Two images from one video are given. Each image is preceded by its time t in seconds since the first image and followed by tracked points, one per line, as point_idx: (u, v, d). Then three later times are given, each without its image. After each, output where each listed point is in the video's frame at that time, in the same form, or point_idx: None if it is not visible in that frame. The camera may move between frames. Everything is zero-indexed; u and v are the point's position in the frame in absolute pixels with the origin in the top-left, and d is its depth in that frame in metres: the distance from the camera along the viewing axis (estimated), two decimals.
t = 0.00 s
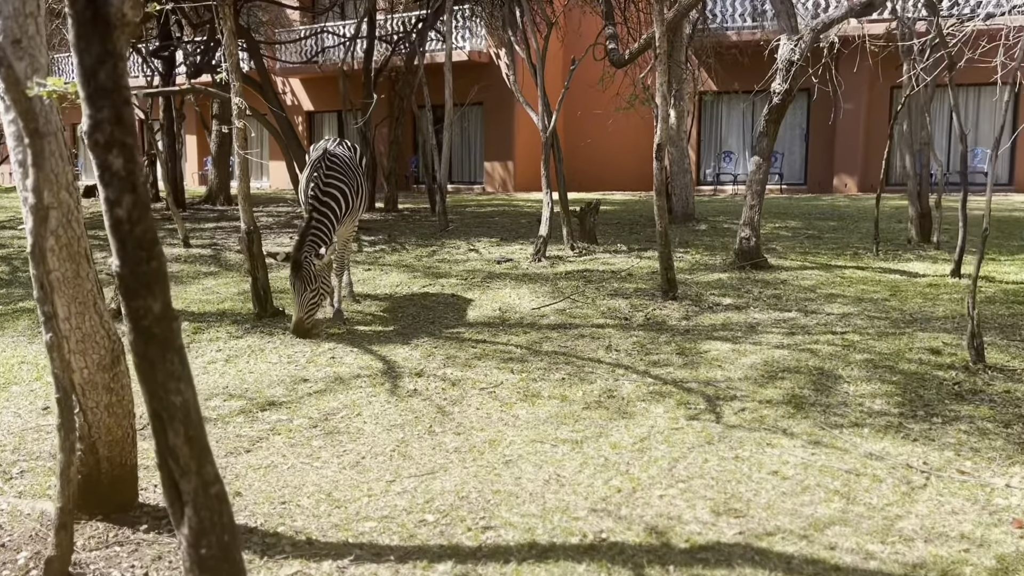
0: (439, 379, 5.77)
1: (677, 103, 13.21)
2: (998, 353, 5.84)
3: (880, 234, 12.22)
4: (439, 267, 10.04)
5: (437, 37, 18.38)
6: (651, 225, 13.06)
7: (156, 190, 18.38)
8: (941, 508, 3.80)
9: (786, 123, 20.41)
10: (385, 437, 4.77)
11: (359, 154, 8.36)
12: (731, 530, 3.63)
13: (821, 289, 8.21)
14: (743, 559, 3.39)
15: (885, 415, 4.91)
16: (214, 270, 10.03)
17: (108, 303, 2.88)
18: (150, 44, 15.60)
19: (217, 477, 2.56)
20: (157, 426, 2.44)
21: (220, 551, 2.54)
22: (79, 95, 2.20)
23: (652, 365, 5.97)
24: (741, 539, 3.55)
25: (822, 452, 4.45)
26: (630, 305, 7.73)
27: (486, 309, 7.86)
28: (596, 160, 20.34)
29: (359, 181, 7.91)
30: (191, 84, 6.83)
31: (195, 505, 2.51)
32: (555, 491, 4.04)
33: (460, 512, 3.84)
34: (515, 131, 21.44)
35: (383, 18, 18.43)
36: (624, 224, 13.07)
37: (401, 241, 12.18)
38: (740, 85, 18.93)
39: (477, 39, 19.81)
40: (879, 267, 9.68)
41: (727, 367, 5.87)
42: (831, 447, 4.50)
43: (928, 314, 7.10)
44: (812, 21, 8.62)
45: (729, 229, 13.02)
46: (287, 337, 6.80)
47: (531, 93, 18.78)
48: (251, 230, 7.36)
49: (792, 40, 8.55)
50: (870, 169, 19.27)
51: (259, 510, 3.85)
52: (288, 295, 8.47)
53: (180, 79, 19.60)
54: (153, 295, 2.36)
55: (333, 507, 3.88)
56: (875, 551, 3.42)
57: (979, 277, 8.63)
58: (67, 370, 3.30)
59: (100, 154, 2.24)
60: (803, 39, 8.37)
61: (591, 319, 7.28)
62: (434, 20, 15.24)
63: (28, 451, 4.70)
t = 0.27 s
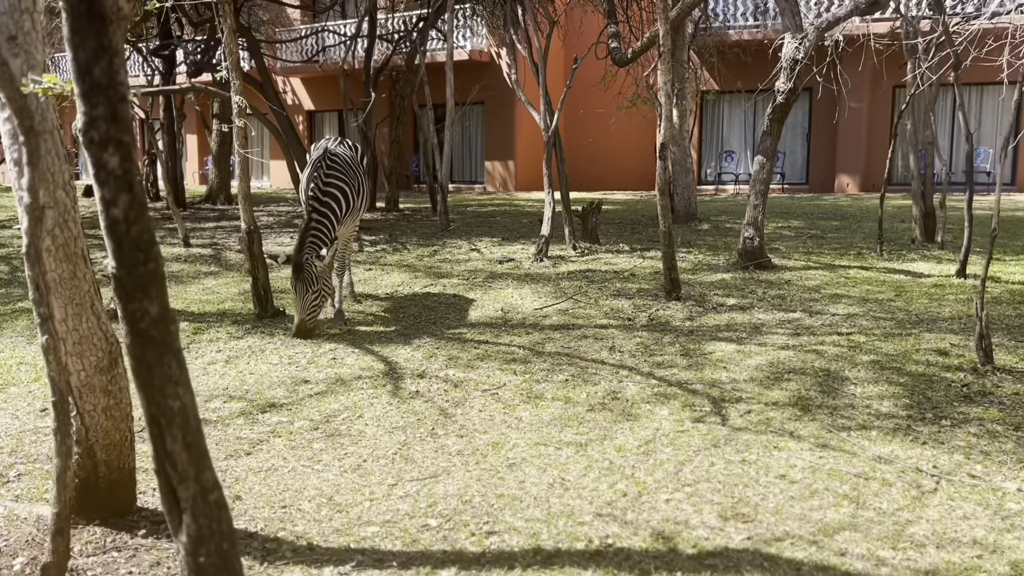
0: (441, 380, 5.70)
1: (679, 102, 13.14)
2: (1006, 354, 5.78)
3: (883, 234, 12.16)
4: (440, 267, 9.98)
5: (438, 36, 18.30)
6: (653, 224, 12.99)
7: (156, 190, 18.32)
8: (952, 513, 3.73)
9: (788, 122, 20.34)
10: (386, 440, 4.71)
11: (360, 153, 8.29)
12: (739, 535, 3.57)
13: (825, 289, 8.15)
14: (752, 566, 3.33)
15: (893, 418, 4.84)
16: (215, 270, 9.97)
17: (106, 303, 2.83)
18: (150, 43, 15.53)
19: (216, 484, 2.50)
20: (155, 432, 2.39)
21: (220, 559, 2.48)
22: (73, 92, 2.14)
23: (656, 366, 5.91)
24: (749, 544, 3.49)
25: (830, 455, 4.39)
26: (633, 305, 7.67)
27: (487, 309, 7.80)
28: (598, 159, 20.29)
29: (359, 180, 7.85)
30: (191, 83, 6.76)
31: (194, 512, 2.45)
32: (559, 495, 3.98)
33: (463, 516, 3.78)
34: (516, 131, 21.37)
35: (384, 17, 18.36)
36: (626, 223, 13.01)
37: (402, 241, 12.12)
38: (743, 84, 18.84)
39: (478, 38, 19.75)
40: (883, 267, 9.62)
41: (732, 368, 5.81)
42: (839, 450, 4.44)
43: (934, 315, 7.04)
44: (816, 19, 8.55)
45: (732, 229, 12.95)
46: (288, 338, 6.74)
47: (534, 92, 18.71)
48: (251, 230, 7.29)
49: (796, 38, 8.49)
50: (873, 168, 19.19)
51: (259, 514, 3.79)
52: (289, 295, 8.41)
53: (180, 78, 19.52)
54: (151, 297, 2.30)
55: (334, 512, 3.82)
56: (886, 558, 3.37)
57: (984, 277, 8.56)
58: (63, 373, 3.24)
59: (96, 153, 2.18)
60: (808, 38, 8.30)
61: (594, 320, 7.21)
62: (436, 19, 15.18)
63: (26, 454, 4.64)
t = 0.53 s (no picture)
0: (445, 382, 5.64)
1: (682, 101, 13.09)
2: (1015, 355, 5.73)
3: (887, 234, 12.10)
4: (442, 267, 9.93)
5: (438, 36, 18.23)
6: (656, 224, 12.93)
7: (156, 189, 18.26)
8: (966, 517, 3.68)
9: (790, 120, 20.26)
10: (390, 442, 4.65)
11: (361, 152, 8.24)
12: (749, 540, 3.52)
13: (831, 290, 8.10)
14: (764, 571, 3.27)
15: (902, 420, 4.79)
16: (215, 271, 9.91)
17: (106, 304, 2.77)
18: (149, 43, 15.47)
19: (220, 489, 2.45)
20: (157, 437, 2.33)
21: (224, 567, 2.43)
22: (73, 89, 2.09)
23: (661, 367, 5.86)
24: (761, 549, 3.43)
25: (840, 457, 4.34)
26: (637, 305, 7.61)
27: (490, 310, 7.74)
28: (599, 159, 20.24)
29: (361, 180, 7.79)
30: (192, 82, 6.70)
31: (197, 518, 2.39)
32: (566, 499, 3.93)
33: (469, 520, 3.72)
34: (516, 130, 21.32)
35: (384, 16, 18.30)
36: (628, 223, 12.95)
37: (404, 241, 12.06)
38: (745, 83, 18.74)
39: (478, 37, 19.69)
40: (888, 266, 9.57)
41: (738, 369, 5.75)
42: (848, 452, 4.39)
43: (941, 315, 6.98)
44: (821, 18, 8.50)
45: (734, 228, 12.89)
46: (289, 339, 6.68)
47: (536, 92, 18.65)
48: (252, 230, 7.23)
49: (801, 37, 8.44)
50: (874, 168, 19.14)
51: (262, 519, 3.74)
52: (290, 295, 8.35)
53: (180, 78, 19.46)
54: (153, 299, 2.24)
55: (338, 516, 3.77)
56: (899, 563, 3.31)
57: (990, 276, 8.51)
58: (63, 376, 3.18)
59: (97, 152, 2.13)
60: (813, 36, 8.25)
61: (598, 321, 7.16)
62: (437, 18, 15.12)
63: (25, 457, 4.58)
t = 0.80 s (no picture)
0: (453, 385, 5.61)
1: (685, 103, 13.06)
2: None
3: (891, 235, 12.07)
4: (445, 269, 9.90)
5: (439, 37, 18.18)
6: (658, 225, 12.89)
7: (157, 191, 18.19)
8: (984, 521, 3.64)
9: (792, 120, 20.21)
10: (399, 445, 4.62)
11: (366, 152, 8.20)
12: (765, 544, 3.48)
13: (837, 290, 8.06)
14: None
15: (915, 422, 4.75)
16: (217, 272, 9.87)
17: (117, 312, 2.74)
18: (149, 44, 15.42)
19: (236, 495, 2.40)
20: (172, 441, 2.29)
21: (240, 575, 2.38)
22: (90, 90, 2.05)
23: (669, 369, 5.82)
24: (778, 554, 3.39)
25: (854, 460, 4.29)
26: (643, 307, 7.57)
27: (495, 311, 7.70)
28: (599, 160, 20.24)
29: (365, 181, 7.75)
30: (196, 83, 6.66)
31: (212, 525, 2.35)
32: (578, 503, 3.89)
33: (481, 525, 3.68)
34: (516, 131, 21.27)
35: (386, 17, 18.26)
36: (629, 224, 12.91)
37: (406, 242, 12.02)
38: (749, 83, 18.67)
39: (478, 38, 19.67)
40: (893, 267, 9.53)
41: (746, 371, 5.71)
42: (861, 455, 4.35)
43: (949, 316, 6.95)
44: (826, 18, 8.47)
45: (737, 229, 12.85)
46: (295, 341, 6.64)
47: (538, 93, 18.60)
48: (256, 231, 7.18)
49: (806, 37, 8.42)
50: (875, 169, 19.11)
51: (273, 523, 3.69)
52: (294, 297, 8.31)
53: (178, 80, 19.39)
54: (168, 303, 2.20)
55: (349, 520, 3.73)
56: (918, 568, 3.27)
57: (997, 277, 8.47)
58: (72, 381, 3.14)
59: (112, 152, 2.09)
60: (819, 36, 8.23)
61: (604, 322, 7.12)
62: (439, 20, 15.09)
63: (31, 461, 4.54)
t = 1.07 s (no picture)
0: (467, 386, 5.58)
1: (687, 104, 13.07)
2: None
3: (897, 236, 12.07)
4: (452, 270, 9.88)
5: (442, 38, 18.15)
6: (662, 227, 12.88)
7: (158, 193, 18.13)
8: (1011, 522, 3.62)
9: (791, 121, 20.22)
10: (417, 447, 4.59)
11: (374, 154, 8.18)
12: (793, 545, 3.46)
13: (846, 291, 8.06)
14: None
15: (934, 422, 4.73)
16: (224, 274, 9.84)
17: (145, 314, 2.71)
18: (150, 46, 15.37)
19: (270, 498, 2.38)
20: (207, 443, 2.27)
21: None
22: (128, 87, 2.03)
23: (684, 370, 5.80)
24: (806, 555, 3.38)
25: (875, 461, 4.27)
26: (653, 308, 7.55)
27: (505, 312, 7.68)
28: (601, 162, 20.23)
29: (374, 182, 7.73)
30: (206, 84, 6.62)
31: (248, 528, 2.33)
32: (601, 504, 3.86)
33: (505, 527, 3.66)
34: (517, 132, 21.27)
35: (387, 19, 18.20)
36: (634, 226, 12.90)
37: (411, 244, 12.00)
38: (754, 84, 18.64)
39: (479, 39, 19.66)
40: (900, 268, 9.53)
41: (762, 372, 5.70)
42: (883, 455, 4.33)
43: (961, 316, 6.94)
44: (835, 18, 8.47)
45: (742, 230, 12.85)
46: (305, 343, 6.61)
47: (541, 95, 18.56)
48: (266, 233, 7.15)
49: (814, 37, 8.41)
50: (875, 170, 19.12)
51: (295, 525, 3.67)
52: (302, 299, 8.28)
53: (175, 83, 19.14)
54: (205, 302, 2.18)
55: (371, 522, 3.71)
56: (948, 569, 3.26)
57: (1006, 277, 8.46)
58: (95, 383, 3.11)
59: (149, 151, 2.06)
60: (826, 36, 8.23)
61: (615, 323, 7.10)
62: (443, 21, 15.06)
63: (46, 464, 4.51)
